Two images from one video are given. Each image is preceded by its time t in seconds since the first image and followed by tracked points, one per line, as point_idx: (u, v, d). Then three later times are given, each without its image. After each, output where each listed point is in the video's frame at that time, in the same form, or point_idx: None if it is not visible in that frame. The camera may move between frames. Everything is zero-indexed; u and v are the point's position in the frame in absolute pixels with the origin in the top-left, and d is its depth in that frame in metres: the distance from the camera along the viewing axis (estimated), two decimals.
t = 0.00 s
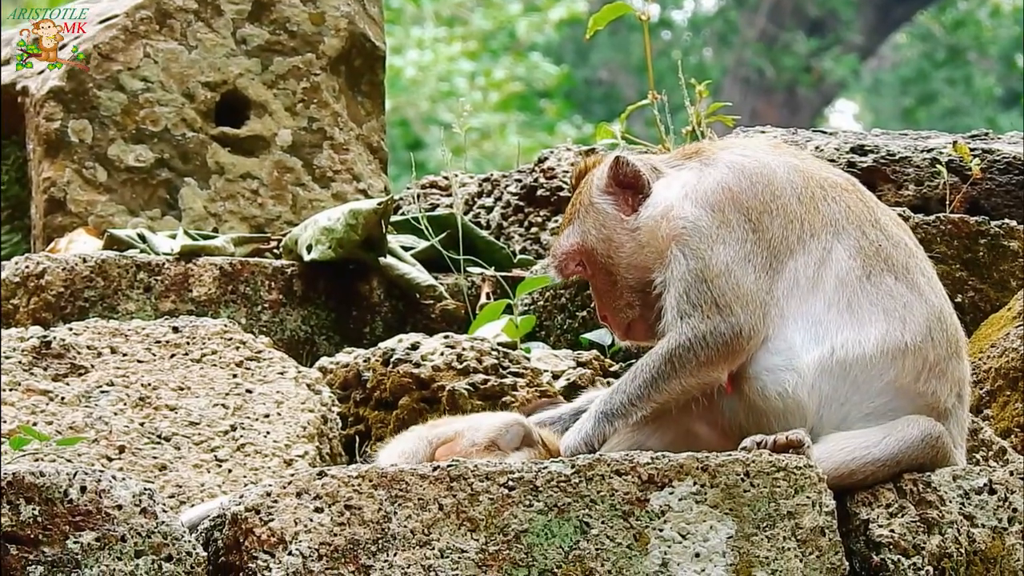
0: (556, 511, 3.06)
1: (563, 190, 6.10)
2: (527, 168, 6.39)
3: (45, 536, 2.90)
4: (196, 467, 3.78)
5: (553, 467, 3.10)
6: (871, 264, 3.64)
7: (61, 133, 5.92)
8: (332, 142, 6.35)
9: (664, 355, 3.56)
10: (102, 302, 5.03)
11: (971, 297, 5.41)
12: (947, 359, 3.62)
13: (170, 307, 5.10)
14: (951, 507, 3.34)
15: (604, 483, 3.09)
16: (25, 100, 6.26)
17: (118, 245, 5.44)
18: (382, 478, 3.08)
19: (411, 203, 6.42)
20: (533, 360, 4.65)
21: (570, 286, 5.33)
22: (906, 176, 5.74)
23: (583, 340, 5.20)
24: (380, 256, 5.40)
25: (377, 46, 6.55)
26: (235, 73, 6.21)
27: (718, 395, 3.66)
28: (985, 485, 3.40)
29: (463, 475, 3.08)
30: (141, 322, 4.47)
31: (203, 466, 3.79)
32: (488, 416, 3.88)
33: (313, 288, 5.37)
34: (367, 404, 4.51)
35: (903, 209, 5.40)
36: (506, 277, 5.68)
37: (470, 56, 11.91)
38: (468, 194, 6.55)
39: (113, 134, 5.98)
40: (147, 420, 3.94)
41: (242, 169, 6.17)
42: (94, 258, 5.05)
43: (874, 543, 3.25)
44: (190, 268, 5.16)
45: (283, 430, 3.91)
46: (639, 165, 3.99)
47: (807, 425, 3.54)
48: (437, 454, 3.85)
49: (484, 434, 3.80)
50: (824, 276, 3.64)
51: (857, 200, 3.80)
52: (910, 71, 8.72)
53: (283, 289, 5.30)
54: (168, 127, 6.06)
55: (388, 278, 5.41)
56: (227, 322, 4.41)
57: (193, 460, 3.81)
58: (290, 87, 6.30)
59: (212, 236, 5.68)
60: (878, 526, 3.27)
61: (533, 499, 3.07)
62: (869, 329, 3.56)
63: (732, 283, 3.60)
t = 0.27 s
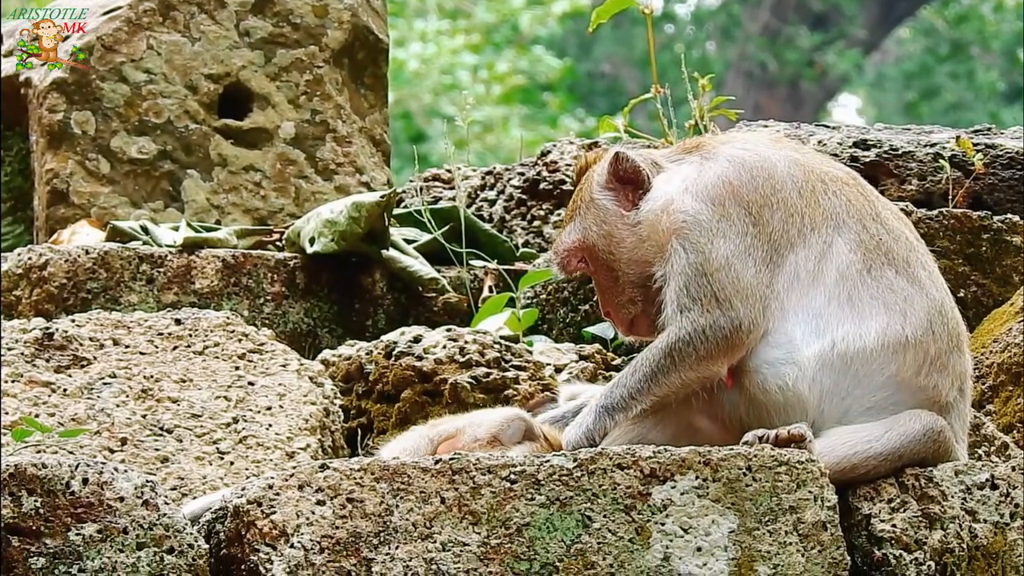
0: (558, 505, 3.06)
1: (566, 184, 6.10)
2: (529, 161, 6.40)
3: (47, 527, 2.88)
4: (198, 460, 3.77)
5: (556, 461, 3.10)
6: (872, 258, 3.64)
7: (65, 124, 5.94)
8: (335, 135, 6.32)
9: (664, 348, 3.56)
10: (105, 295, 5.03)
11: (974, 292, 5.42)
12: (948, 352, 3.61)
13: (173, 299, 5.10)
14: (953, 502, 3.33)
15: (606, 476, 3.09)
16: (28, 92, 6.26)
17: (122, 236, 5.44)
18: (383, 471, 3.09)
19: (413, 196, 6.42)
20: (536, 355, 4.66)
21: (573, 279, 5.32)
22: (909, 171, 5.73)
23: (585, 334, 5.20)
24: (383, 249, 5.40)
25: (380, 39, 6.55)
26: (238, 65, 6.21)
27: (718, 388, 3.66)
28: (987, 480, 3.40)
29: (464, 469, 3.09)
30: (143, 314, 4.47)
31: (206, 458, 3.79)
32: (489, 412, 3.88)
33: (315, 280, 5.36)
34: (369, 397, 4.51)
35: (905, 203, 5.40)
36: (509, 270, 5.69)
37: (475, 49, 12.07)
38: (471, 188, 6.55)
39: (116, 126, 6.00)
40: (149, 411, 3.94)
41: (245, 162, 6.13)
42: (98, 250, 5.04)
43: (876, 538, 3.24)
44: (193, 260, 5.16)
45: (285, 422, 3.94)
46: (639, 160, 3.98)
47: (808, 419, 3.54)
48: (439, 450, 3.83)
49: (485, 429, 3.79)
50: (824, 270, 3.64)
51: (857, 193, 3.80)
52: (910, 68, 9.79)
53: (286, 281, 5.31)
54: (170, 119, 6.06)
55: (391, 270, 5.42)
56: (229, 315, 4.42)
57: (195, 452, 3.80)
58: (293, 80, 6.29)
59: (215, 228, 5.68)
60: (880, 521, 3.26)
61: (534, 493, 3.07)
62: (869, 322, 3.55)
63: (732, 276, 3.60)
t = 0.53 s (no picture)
0: (563, 499, 3.05)
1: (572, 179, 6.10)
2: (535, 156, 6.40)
3: (52, 521, 2.82)
4: (202, 454, 3.78)
5: (561, 455, 3.09)
6: (876, 254, 3.63)
7: (71, 118, 5.94)
8: (342, 129, 6.36)
9: (667, 344, 3.57)
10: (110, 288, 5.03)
11: (979, 287, 5.43)
12: (953, 348, 3.60)
13: (178, 292, 5.10)
14: (958, 498, 3.34)
15: (611, 471, 3.08)
16: (35, 84, 6.27)
17: (127, 230, 5.44)
18: (388, 465, 3.06)
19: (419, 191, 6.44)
20: (541, 348, 4.68)
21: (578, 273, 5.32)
22: (915, 166, 5.74)
23: (591, 329, 5.21)
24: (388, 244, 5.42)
25: (387, 33, 6.55)
26: (244, 59, 6.20)
27: (722, 383, 3.66)
28: (992, 475, 3.40)
29: (469, 463, 3.07)
30: (149, 307, 4.48)
31: (209, 452, 3.79)
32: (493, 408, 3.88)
33: (321, 275, 5.37)
34: (374, 391, 4.52)
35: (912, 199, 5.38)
36: (514, 265, 5.70)
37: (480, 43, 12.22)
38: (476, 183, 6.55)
39: (122, 119, 6.00)
40: (154, 405, 3.95)
41: (251, 156, 6.17)
42: (103, 244, 5.04)
43: (881, 534, 3.25)
44: (198, 254, 5.15)
45: (291, 415, 3.94)
46: (642, 156, 3.98)
47: (813, 415, 3.54)
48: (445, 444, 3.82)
49: (491, 424, 3.79)
50: (828, 266, 3.63)
51: (862, 188, 3.79)
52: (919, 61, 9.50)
53: (291, 275, 5.31)
54: (177, 113, 6.07)
55: (396, 264, 5.44)
56: (235, 309, 4.42)
57: (200, 445, 3.80)
58: (299, 74, 6.29)
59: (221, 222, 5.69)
60: (885, 516, 3.26)
61: (540, 487, 3.05)
62: (874, 318, 3.55)
63: (736, 273, 3.60)
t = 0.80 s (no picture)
0: (568, 494, 3.02)
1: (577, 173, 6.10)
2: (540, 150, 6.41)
3: (56, 515, 2.78)
4: (207, 448, 3.78)
5: (566, 450, 3.06)
6: (878, 249, 3.62)
7: (76, 111, 5.95)
8: (346, 123, 6.33)
9: (670, 339, 3.57)
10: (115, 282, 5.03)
11: (984, 283, 5.43)
12: (957, 343, 3.59)
13: (183, 286, 5.10)
14: (963, 493, 3.31)
15: (615, 466, 3.05)
16: (40, 78, 6.28)
17: (133, 223, 5.44)
18: (393, 460, 3.04)
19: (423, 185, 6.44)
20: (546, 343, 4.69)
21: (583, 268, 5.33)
22: (921, 162, 5.75)
23: (597, 324, 5.21)
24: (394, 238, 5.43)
25: (392, 27, 6.55)
26: (250, 53, 6.22)
27: (726, 378, 3.67)
28: (998, 471, 3.36)
29: (475, 457, 3.05)
30: (155, 301, 4.48)
31: (215, 446, 3.79)
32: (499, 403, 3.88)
33: (326, 270, 5.36)
34: (379, 386, 4.50)
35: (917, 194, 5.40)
36: (519, 259, 5.70)
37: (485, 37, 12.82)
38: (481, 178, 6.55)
39: (127, 113, 6.00)
40: (159, 398, 3.95)
41: (256, 150, 6.16)
42: (108, 237, 5.04)
43: (886, 529, 3.22)
44: (203, 248, 5.16)
45: (296, 410, 3.95)
46: (643, 153, 3.98)
47: (816, 410, 3.53)
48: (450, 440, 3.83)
49: (496, 420, 3.79)
50: (831, 261, 3.63)
51: (865, 183, 3.78)
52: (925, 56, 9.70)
53: (296, 269, 5.30)
54: (182, 106, 6.07)
55: (402, 259, 5.44)
56: (240, 302, 4.43)
57: (205, 440, 3.80)
58: (304, 67, 6.31)
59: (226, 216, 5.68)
60: (890, 512, 3.24)
61: (544, 482, 3.03)
62: (876, 313, 3.54)
63: (738, 268, 3.60)
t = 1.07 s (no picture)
0: (572, 489, 3.02)
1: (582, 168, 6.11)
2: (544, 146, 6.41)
3: (61, 509, 2.78)
4: (212, 443, 3.78)
5: (570, 445, 3.06)
6: (884, 244, 3.62)
7: (81, 106, 5.95)
8: (351, 118, 6.35)
9: (675, 334, 3.58)
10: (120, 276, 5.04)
11: (989, 278, 5.43)
12: (962, 339, 3.59)
13: (188, 281, 5.10)
14: (967, 488, 3.30)
15: (620, 461, 3.05)
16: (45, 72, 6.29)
17: (137, 219, 5.45)
18: (398, 455, 3.04)
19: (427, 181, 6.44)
20: (551, 337, 4.69)
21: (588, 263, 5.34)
22: (925, 157, 5.75)
23: (601, 319, 5.21)
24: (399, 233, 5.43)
25: (397, 23, 6.56)
26: (255, 48, 6.23)
27: (731, 373, 3.67)
28: (1001, 466, 3.36)
29: (479, 453, 3.04)
30: (159, 297, 4.48)
31: (218, 441, 3.80)
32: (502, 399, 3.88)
33: (331, 264, 5.37)
34: (384, 380, 4.51)
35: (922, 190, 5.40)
36: (524, 254, 5.70)
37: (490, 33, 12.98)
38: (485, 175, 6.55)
39: (132, 108, 5.99)
40: (164, 393, 3.96)
41: (261, 145, 6.17)
42: (112, 233, 5.06)
43: (890, 524, 3.22)
44: (208, 243, 5.16)
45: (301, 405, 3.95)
46: (648, 150, 3.98)
47: (822, 405, 3.53)
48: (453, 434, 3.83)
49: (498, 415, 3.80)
50: (836, 256, 3.63)
51: (871, 178, 3.78)
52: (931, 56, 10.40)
53: (301, 264, 5.30)
54: (187, 101, 6.08)
55: (406, 254, 5.43)
56: (245, 297, 4.43)
57: (209, 434, 3.82)
58: (309, 62, 6.32)
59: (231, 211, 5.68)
60: (894, 507, 3.24)
61: (549, 477, 3.02)
62: (882, 308, 3.54)
63: (743, 263, 3.60)
